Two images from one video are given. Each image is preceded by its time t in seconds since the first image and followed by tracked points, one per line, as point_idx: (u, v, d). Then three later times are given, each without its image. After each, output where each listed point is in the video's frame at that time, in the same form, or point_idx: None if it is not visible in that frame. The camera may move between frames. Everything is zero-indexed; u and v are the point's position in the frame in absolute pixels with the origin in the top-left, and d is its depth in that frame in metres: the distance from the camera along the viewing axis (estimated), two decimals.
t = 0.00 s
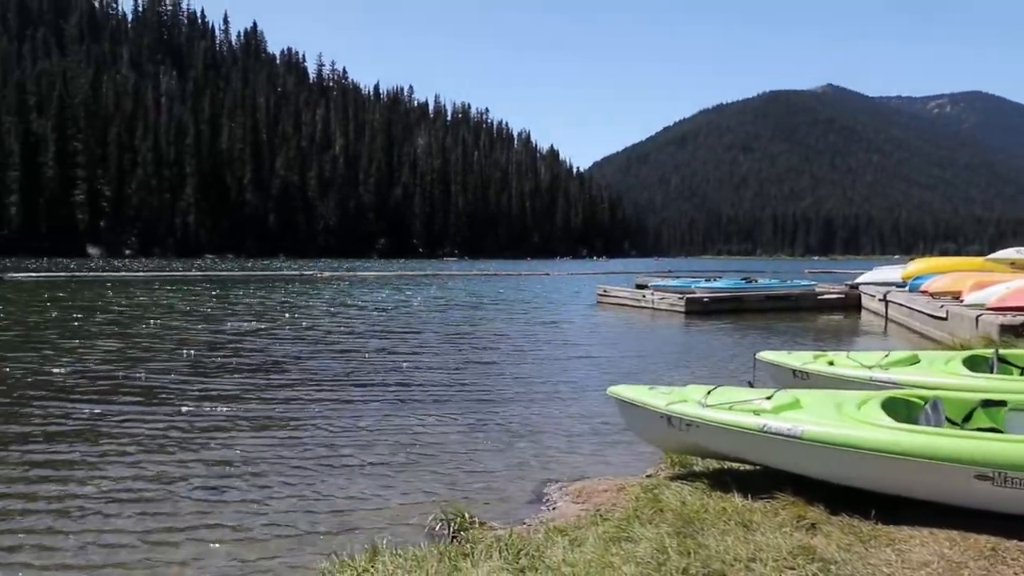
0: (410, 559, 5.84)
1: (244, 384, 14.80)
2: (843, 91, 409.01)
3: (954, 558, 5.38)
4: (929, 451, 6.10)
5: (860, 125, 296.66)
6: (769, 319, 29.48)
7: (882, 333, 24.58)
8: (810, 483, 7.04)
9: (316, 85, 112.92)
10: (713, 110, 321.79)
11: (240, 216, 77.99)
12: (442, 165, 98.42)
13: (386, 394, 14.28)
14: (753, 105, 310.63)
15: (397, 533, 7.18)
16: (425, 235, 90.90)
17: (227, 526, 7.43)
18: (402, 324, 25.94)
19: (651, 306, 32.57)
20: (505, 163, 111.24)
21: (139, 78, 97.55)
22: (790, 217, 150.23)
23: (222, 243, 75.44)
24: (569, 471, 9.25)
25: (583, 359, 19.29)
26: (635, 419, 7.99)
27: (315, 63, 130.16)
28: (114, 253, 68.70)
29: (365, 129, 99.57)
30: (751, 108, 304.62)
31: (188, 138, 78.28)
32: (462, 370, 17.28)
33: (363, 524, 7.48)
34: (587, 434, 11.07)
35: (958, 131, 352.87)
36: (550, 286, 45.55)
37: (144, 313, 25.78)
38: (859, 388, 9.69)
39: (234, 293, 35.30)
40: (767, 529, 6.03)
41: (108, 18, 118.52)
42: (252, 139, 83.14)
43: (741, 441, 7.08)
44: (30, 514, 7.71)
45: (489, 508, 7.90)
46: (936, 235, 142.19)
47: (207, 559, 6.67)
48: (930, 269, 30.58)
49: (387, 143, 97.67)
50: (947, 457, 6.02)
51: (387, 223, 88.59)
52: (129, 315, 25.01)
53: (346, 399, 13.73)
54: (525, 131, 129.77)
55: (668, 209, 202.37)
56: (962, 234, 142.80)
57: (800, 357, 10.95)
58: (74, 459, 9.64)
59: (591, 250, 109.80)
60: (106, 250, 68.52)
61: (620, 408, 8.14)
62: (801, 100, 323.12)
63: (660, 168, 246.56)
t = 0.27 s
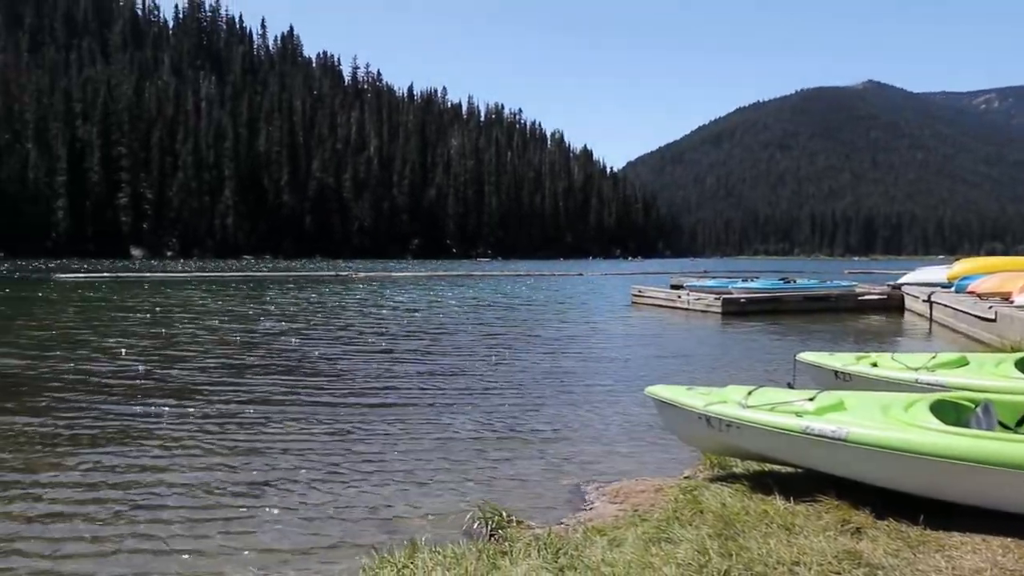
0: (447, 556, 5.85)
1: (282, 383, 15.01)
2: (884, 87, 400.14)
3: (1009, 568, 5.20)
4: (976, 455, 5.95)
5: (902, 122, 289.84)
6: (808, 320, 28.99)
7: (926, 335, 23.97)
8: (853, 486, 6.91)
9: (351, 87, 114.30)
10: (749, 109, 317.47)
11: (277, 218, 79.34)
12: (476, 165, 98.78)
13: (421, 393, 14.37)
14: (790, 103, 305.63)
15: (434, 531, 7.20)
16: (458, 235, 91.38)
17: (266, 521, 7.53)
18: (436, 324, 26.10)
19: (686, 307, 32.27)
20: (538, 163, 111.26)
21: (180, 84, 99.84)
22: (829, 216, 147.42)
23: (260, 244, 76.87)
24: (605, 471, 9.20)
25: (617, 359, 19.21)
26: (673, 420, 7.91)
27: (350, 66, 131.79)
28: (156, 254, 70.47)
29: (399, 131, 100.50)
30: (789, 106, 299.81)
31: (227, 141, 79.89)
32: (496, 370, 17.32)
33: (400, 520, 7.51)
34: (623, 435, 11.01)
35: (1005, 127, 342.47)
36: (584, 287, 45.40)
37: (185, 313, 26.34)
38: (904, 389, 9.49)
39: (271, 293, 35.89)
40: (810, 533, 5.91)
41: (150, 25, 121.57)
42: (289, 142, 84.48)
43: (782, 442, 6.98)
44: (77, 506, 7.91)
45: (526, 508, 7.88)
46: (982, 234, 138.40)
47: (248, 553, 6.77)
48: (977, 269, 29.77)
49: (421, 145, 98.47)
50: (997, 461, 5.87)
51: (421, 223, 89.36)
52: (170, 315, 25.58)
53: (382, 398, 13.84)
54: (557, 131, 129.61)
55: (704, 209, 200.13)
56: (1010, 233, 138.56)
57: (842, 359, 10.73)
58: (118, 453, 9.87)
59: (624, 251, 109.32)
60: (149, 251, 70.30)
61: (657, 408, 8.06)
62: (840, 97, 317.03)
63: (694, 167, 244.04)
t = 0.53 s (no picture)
0: (486, 556, 5.85)
1: (321, 379, 15.19)
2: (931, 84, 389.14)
3: None
4: None
5: (950, 120, 281.59)
6: (851, 322, 28.34)
7: (976, 339, 23.23)
8: (903, 493, 6.72)
9: (389, 89, 115.50)
10: (790, 107, 311.84)
11: (316, 218, 80.60)
12: (512, 166, 98.96)
13: (458, 391, 14.43)
14: (833, 100, 299.29)
15: (473, 529, 7.23)
16: (494, 235, 91.71)
17: (308, 513, 7.63)
18: (472, 324, 26.19)
19: (725, 308, 31.83)
20: (574, 163, 110.93)
21: (224, 87, 102.02)
22: (873, 216, 144.00)
23: (300, 244, 78.19)
24: (645, 473, 9.11)
25: (655, 360, 19.02)
26: (714, 422, 7.80)
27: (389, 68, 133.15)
28: (200, 254, 72.29)
29: (436, 132, 101.20)
30: (831, 104, 293.66)
31: (268, 142, 81.34)
32: (533, 370, 17.29)
33: (440, 518, 7.56)
34: (662, 437, 10.89)
35: None
36: (621, 288, 45.10)
37: (227, 311, 26.87)
38: (955, 394, 9.19)
39: (310, 292, 36.44)
40: (857, 540, 5.78)
41: (195, 30, 124.46)
42: (328, 143, 85.63)
43: (828, 447, 6.82)
44: (124, 494, 8.11)
45: (565, 508, 7.85)
46: None
47: (289, 545, 6.87)
48: None
49: (458, 145, 99.00)
50: None
51: (457, 223, 89.88)
52: (213, 313, 26.12)
53: (420, 395, 13.92)
54: (594, 131, 129.09)
55: (743, 209, 197.25)
56: None
57: (889, 362, 10.46)
58: (165, 445, 10.11)
59: (661, 251, 108.44)
60: (192, 250, 72.14)
61: (698, 409, 7.96)
62: (885, 95, 309.43)
63: (733, 167, 240.66)
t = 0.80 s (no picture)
0: (521, 556, 5.85)
1: (354, 375, 15.32)
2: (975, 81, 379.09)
3: None
4: None
5: (994, 117, 274.06)
6: (890, 324, 27.73)
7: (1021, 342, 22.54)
8: (947, 500, 6.55)
9: (421, 89, 116.35)
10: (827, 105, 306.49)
11: (349, 217, 81.52)
12: (543, 165, 98.95)
13: (489, 389, 14.43)
14: (871, 98, 293.37)
15: (507, 528, 7.21)
16: (525, 234, 91.84)
17: (342, 507, 7.71)
18: (503, 324, 26.21)
19: (759, 309, 31.38)
20: (606, 162, 110.49)
21: (260, 88, 103.79)
22: (913, 216, 140.88)
23: (333, 243, 79.18)
24: (679, 475, 9.00)
25: (688, 361, 18.80)
26: (751, 424, 7.68)
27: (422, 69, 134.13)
28: (236, 252, 73.61)
29: (468, 131, 101.64)
30: (870, 101, 287.90)
31: (302, 143, 82.53)
32: (564, 370, 17.23)
33: (474, 515, 7.57)
34: (697, 439, 10.76)
35: None
36: (653, 288, 44.79)
37: (262, 309, 27.30)
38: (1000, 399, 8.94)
39: (343, 291, 36.84)
40: (900, 546, 5.64)
41: (232, 33, 126.70)
42: (361, 142, 86.53)
43: (870, 451, 6.68)
44: (163, 485, 8.27)
45: (599, 510, 7.80)
46: None
47: (325, 538, 6.95)
48: None
49: (490, 144, 99.31)
50: None
51: (489, 222, 90.20)
52: (247, 310, 26.53)
53: (451, 392, 13.97)
54: (626, 130, 128.44)
55: (777, 209, 194.46)
56: None
57: (932, 365, 10.20)
58: (203, 437, 10.29)
59: (694, 251, 107.59)
60: (228, 249, 73.51)
61: (734, 411, 7.84)
62: (926, 92, 302.38)
63: (768, 166, 237.36)
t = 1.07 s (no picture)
0: (553, 557, 5.85)
1: (383, 376, 15.44)
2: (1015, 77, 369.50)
3: None
4: None
5: None
6: (927, 327, 27.16)
7: None
8: (990, 507, 6.39)
9: (450, 92, 116.86)
10: (861, 104, 301.26)
11: (378, 219, 82.11)
12: (571, 167, 98.73)
13: (517, 391, 14.41)
14: (907, 96, 287.68)
15: (538, 529, 7.22)
16: (553, 235, 91.75)
17: (374, 506, 7.77)
18: (531, 326, 26.18)
19: (792, 311, 30.93)
20: (635, 163, 109.87)
21: (291, 92, 105.15)
22: (950, 216, 137.80)
23: (363, 244, 79.83)
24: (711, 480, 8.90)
25: (718, 364, 18.58)
26: (785, 428, 7.58)
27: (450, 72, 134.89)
28: (267, 254, 74.59)
29: (496, 133, 101.85)
30: (905, 100, 282.35)
31: (332, 146, 83.14)
32: (593, 372, 17.16)
33: (506, 516, 7.59)
34: (728, 442, 10.63)
35: None
36: (683, 290, 44.41)
37: (292, 310, 27.62)
38: None
39: (372, 293, 37.11)
40: (941, 553, 5.52)
41: (264, 38, 128.56)
42: (390, 145, 87.20)
43: (909, 456, 6.55)
44: (198, 482, 8.40)
45: (629, 512, 7.73)
46: None
47: (358, 536, 7.02)
48: None
49: (517, 146, 99.42)
50: None
51: (516, 224, 90.31)
52: (278, 312, 26.87)
53: (480, 393, 14.01)
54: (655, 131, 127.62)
55: (809, 210, 191.45)
56: None
57: (972, 368, 9.98)
58: (236, 437, 10.43)
59: (723, 252, 106.61)
60: (259, 250, 74.53)
61: (767, 415, 7.74)
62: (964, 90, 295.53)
63: (799, 167, 233.99)
